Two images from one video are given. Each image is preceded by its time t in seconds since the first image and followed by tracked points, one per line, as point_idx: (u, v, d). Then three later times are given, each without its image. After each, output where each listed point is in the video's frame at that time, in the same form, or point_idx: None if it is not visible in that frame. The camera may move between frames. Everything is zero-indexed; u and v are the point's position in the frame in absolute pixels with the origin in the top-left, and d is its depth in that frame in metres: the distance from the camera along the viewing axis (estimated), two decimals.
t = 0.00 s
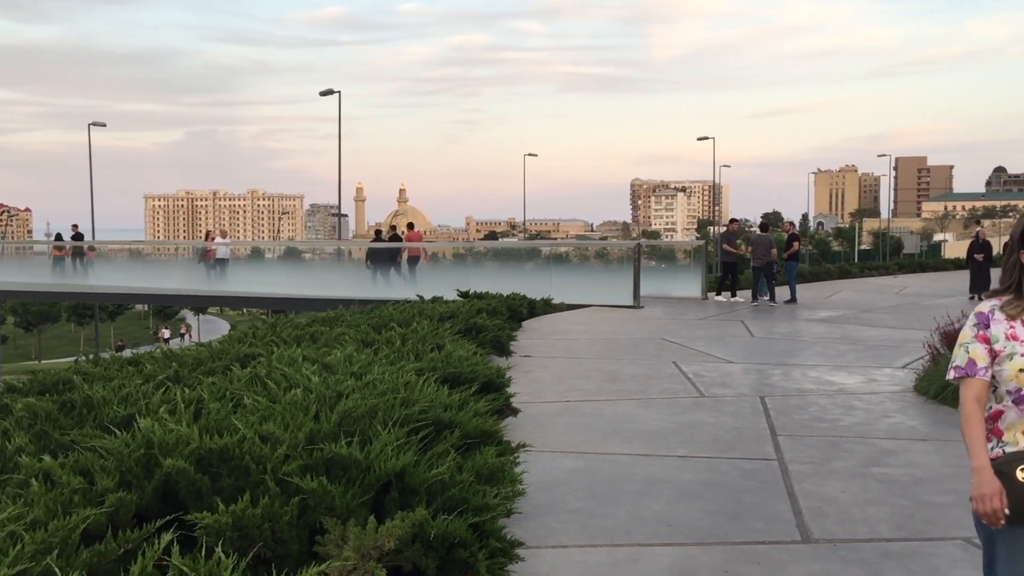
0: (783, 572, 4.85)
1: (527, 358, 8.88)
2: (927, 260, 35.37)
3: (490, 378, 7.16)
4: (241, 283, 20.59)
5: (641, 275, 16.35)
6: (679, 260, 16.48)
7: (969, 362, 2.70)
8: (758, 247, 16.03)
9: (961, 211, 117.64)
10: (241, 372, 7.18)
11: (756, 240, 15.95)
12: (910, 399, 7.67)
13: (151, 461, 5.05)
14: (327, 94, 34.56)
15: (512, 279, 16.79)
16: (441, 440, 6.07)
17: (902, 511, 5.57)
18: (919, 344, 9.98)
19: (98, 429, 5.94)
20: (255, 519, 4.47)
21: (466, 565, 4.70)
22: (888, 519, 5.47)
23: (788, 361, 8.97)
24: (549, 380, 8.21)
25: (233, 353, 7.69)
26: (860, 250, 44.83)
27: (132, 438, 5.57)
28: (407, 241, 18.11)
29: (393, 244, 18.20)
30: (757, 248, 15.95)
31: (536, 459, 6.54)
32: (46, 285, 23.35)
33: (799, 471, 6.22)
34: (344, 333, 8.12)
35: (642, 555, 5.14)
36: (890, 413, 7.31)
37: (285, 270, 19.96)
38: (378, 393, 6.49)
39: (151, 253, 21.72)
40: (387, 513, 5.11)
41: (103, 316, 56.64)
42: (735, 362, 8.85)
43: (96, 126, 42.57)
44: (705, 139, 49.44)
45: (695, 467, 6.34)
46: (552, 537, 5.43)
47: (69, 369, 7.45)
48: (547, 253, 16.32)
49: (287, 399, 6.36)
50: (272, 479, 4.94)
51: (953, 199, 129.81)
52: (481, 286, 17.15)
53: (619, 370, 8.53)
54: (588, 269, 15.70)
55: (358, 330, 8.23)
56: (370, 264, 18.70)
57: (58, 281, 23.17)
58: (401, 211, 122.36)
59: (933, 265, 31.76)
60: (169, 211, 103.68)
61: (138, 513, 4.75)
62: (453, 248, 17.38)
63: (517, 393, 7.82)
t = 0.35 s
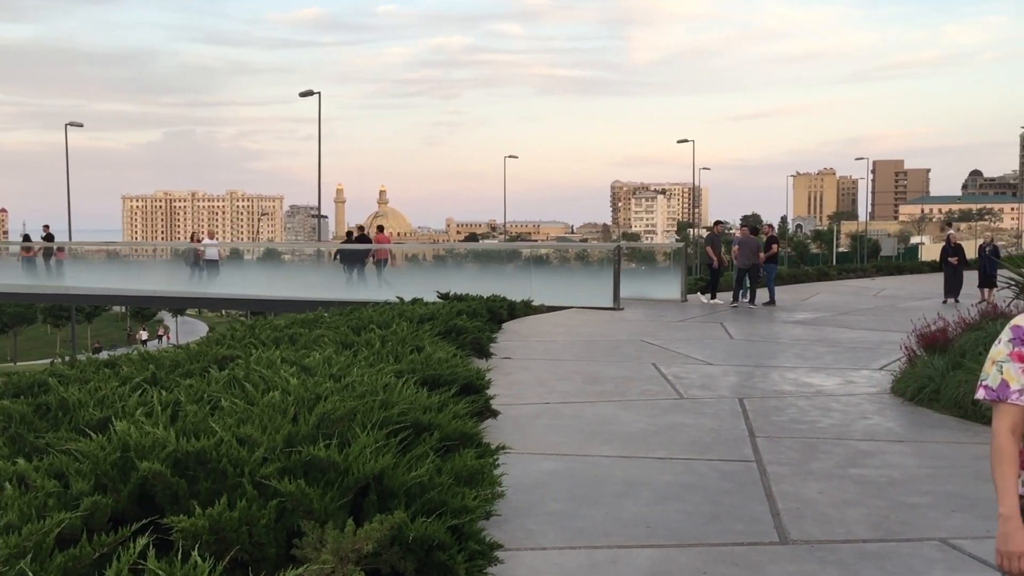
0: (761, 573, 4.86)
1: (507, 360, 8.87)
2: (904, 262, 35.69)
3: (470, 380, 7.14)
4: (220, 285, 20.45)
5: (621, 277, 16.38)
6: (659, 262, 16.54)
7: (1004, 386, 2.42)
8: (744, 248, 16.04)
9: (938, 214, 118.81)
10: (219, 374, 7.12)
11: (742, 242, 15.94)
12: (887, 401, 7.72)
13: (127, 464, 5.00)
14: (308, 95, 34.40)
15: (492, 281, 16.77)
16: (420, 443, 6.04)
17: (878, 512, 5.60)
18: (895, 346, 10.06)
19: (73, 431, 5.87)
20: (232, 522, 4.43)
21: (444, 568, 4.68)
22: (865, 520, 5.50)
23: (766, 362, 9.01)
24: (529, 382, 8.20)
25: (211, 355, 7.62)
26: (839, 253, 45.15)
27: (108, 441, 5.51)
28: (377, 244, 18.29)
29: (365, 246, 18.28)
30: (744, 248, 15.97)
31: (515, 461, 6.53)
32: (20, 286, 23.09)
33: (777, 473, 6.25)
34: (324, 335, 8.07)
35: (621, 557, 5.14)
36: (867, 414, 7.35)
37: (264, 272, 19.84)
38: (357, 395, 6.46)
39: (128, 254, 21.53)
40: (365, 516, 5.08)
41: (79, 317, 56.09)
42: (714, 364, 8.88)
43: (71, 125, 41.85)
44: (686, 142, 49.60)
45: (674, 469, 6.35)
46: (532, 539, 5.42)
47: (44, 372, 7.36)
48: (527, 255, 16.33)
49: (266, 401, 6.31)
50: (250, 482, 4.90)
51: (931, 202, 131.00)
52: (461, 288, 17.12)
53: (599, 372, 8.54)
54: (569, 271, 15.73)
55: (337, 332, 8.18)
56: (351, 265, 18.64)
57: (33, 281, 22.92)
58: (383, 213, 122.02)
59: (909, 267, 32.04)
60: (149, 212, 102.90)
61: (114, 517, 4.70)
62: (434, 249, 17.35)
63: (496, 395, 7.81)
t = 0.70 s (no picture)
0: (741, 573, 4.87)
1: (489, 360, 8.86)
2: (884, 262, 35.90)
3: (451, 380, 7.12)
4: (201, 286, 20.33)
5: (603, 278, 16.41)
6: (640, 263, 16.57)
7: None
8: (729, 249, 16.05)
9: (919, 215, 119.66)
10: (198, 375, 7.07)
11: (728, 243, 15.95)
12: (866, 401, 7.77)
13: (105, 466, 4.95)
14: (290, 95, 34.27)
15: (474, 281, 16.76)
16: (401, 444, 6.02)
17: (857, 511, 5.63)
18: (875, 346, 10.13)
19: (50, 434, 5.81)
20: (211, 525, 4.40)
21: (425, 569, 4.66)
22: (844, 520, 5.52)
23: (747, 362, 9.04)
24: (511, 382, 8.19)
25: (190, 357, 7.57)
26: (819, 253, 45.46)
27: (85, 443, 5.45)
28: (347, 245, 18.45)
29: (335, 247, 18.41)
30: (728, 249, 15.99)
31: (497, 462, 6.52)
32: None
33: (757, 472, 6.27)
34: (304, 336, 8.04)
35: (602, 557, 5.14)
36: (846, 414, 7.39)
37: (245, 272, 19.72)
38: (338, 396, 6.43)
39: (108, 254, 21.37)
40: (346, 518, 5.07)
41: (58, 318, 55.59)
42: (695, 364, 8.90)
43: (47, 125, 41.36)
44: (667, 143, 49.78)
45: (655, 469, 6.36)
46: (512, 540, 5.41)
47: (21, 373, 7.28)
48: (509, 255, 16.33)
49: (245, 402, 6.27)
50: (229, 485, 4.87)
51: (912, 203, 132.05)
52: (443, 288, 17.09)
53: (581, 373, 8.54)
54: (551, 271, 15.74)
55: (318, 333, 8.15)
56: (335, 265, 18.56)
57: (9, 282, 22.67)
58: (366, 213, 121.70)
59: (889, 268, 32.26)
60: (130, 212, 102.18)
61: (91, 520, 4.65)
62: (416, 250, 17.32)
63: (478, 395, 7.80)
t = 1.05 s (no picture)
0: (719, 571, 4.88)
1: (468, 360, 8.84)
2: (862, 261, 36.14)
3: (431, 380, 7.10)
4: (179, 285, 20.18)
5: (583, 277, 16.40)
6: (620, 262, 16.59)
7: None
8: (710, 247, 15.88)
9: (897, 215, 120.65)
10: (175, 375, 7.02)
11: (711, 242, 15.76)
12: (844, 399, 7.81)
13: (80, 468, 4.89)
14: (270, 94, 34.13)
15: (454, 281, 16.73)
16: (380, 444, 6.00)
17: (834, 509, 5.66)
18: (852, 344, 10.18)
19: (23, 435, 5.73)
20: (187, 526, 4.35)
21: (404, 569, 4.64)
22: (821, 518, 5.54)
23: (726, 361, 9.07)
24: (491, 382, 8.18)
25: (167, 357, 7.51)
26: (798, 252, 45.69)
27: (60, 444, 5.39)
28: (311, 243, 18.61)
29: (299, 246, 18.57)
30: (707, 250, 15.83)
31: (476, 462, 6.51)
32: None
33: (736, 470, 6.29)
34: (283, 335, 8.00)
35: (581, 556, 5.13)
36: (824, 412, 7.43)
37: (223, 272, 19.57)
38: (316, 396, 6.39)
39: (85, 253, 21.18)
40: (324, 518, 5.04)
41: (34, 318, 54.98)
42: (674, 363, 8.92)
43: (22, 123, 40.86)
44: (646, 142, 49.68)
45: (634, 468, 6.36)
46: (491, 540, 5.40)
47: None
48: (489, 255, 16.31)
49: (222, 403, 6.22)
50: (206, 485, 4.83)
51: (890, 203, 133.12)
52: (423, 288, 17.05)
53: (560, 372, 8.53)
54: (530, 270, 15.73)
55: (296, 332, 8.11)
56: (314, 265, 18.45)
57: None
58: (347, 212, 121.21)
59: (867, 267, 32.50)
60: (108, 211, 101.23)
61: (66, 522, 4.60)
62: (395, 249, 17.26)
63: (457, 395, 7.77)
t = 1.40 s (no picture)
0: (694, 568, 4.89)
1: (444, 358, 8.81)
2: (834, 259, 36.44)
3: (406, 378, 7.07)
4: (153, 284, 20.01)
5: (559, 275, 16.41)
6: (596, 260, 16.61)
7: None
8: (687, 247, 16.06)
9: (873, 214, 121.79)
10: (147, 375, 6.94)
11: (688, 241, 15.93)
12: (816, 396, 7.87)
13: (50, 468, 4.83)
14: (244, 91, 33.86)
15: (430, 279, 16.71)
16: (354, 443, 5.97)
17: (807, 505, 5.69)
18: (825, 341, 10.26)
19: None
20: (158, 527, 4.31)
21: (378, 568, 4.60)
22: (795, 514, 5.58)
23: (701, 359, 9.10)
24: (466, 380, 8.16)
25: (139, 356, 7.43)
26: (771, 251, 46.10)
27: (29, 445, 5.31)
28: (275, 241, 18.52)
29: (264, 244, 18.49)
30: (686, 247, 16.05)
31: (452, 460, 6.49)
32: None
33: (710, 468, 6.31)
34: (256, 334, 7.93)
35: (556, 554, 5.13)
36: (797, 409, 7.47)
37: (196, 270, 19.38)
38: (290, 395, 6.35)
39: (57, 252, 20.95)
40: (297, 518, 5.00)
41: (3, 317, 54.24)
42: (649, 361, 8.94)
43: None
44: (620, 140, 49.81)
45: (609, 466, 6.37)
46: (467, 538, 5.38)
47: None
48: (465, 253, 16.29)
49: (195, 402, 6.17)
50: (177, 486, 4.77)
51: (866, 202, 134.35)
52: (398, 286, 17.02)
53: (536, 370, 8.53)
54: (507, 268, 15.71)
55: (270, 331, 8.05)
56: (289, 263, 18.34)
57: None
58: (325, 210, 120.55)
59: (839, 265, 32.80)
60: (82, 209, 100.11)
61: (34, 524, 4.54)
62: (371, 247, 17.21)
63: (432, 393, 7.75)
